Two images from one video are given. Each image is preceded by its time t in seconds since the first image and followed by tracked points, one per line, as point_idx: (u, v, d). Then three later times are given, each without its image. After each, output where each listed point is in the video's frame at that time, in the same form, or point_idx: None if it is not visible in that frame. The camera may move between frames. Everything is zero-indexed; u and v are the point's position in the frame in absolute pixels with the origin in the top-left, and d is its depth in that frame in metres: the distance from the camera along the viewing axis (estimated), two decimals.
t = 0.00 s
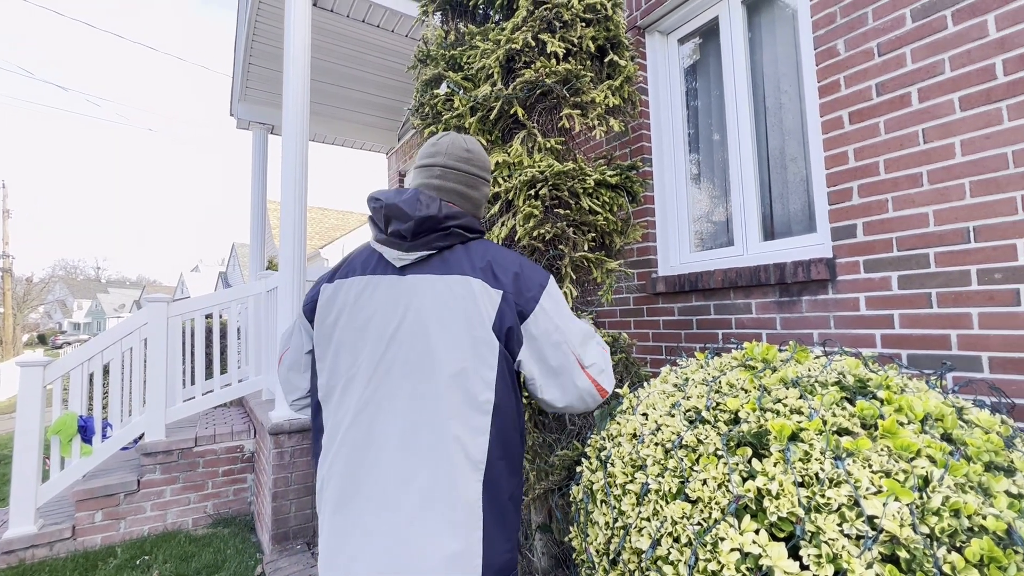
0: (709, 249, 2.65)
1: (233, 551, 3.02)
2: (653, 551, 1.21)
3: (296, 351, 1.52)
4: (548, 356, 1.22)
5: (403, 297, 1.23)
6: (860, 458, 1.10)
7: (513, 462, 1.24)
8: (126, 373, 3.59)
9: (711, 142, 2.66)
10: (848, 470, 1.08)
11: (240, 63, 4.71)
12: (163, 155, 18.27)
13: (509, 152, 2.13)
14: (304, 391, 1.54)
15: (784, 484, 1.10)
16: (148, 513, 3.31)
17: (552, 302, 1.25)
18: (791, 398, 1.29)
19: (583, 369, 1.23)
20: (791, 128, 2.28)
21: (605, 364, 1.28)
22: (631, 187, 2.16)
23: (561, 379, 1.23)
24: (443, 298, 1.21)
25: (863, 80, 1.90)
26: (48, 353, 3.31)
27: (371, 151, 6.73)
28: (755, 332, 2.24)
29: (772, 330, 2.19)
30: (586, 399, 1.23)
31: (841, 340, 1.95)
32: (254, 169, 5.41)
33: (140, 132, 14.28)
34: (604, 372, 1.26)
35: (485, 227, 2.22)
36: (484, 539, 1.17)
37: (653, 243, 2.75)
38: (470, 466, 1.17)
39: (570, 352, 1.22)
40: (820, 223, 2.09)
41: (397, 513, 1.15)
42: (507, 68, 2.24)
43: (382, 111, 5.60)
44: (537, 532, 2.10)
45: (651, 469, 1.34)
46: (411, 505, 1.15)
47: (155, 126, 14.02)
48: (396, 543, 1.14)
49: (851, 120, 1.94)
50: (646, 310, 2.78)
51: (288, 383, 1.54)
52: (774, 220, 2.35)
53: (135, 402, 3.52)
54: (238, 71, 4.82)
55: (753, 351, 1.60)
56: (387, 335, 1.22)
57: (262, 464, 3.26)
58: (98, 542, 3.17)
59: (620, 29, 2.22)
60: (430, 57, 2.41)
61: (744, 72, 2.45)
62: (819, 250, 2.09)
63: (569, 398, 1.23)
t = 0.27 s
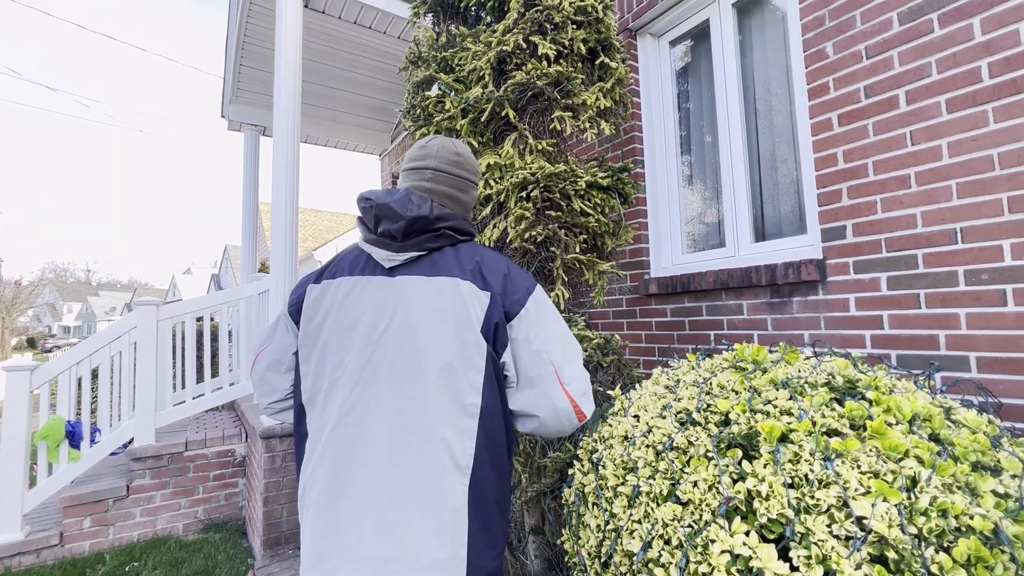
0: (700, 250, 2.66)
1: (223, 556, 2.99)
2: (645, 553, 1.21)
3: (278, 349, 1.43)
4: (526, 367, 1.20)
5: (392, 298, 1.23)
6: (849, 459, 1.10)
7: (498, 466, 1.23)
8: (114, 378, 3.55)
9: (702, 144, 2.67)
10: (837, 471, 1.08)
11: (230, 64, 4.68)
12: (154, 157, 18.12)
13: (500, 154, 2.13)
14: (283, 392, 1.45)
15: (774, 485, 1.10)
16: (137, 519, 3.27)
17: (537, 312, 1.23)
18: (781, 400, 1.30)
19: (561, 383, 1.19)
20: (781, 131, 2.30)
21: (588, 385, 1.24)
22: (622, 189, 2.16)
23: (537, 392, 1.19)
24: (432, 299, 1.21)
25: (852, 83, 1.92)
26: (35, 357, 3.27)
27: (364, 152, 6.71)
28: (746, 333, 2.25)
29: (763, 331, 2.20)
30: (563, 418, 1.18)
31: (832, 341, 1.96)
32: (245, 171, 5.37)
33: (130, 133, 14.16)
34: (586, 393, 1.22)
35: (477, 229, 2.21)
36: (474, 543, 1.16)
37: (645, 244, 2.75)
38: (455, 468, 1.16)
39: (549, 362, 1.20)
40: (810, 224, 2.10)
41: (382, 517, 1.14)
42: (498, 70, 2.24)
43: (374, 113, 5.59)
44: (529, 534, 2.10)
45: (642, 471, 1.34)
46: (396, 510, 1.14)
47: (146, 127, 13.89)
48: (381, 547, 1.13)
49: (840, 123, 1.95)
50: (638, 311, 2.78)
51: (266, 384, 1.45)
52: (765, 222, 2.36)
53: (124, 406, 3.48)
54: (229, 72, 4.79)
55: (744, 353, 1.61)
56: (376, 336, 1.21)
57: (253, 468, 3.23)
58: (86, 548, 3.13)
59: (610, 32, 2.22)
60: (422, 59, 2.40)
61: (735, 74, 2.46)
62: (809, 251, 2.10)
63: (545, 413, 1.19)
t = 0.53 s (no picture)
0: (693, 251, 2.66)
1: (214, 562, 2.96)
2: (637, 556, 1.20)
3: (248, 355, 1.38)
4: (484, 366, 1.16)
5: (358, 302, 1.20)
6: (840, 459, 1.10)
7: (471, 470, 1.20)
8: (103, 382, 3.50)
9: (695, 145, 2.67)
10: (829, 472, 1.08)
11: (221, 65, 4.64)
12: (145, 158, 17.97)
13: (492, 154, 2.12)
14: (255, 399, 1.40)
15: (766, 486, 1.10)
16: (126, 525, 3.23)
17: (500, 314, 1.19)
18: (773, 400, 1.30)
19: (519, 387, 1.15)
20: (773, 132, 2.30)
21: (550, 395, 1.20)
22: (615, 190, 2.16)
23: (493, 395, 1.15)
24: (396, 301, 1.17)
25: (842, 84, 1.92)
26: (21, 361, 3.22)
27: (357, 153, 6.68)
28: (738, 334, 2.25)
29: (756, 332, 2.20)
30: (520, 426, 1.14)
31: (823, 341, 1.96)
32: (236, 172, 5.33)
33: (121, 134, 14.02)
34: (548, 403, 1.18)
35: (470, 230, 2.20)
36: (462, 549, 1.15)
37: (638, 245, 2.75)
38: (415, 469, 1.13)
39: (510, 366, 1.16)
40: (801, 225, 2.11)
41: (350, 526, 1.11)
42: (490, 70, 2.23)
43: (367, 114, 5.56)
44: (523, 537, 2.09)
45: (634, 473, 1.33)
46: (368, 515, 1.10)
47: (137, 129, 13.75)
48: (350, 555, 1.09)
49: (830, 123, 1.96)
50: (632, 312, 2.78)
51: (234, 391, 1.39)
52: (757, 222, 2.36)
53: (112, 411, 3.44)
54: (220, 73, 4.75)
55: (736, 354, 1.61)
56: (341, 341, 1.18)
57: (245, 472, 3.20)
58: (74, 555, 3.08)
59: (602, 33, 2.22)
60: (413, 59, 2.39)
61: (727, 75, 2.47)
62: (801, 252, 2.11)
63: (500, 417, 1.15)
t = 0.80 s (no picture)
0: (687, 252, 2.66)
1: (205, 566, 2.93)
2: (630, 558, 1.19)
3: (198, 359, 1.38)
4: (416, 378, 1.11)
5: (292, 312, 1.16)
6: (833, 460, 1.10)
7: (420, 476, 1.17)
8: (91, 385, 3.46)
9: (688, 145, 2.67)
10: (821, 472, 1.08)
11: (212, 64, 4.60)
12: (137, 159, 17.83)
13: (485, 155, 2.11)
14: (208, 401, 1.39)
15: (759, 487, 1.09)
16: (115, 529, 3.19)
17: (433, 324, 1.13)
18: (766, 401, 1.29)
19: (452, 399, 1.11)
20: (766, 133, 2.31)
21: (489, 405, 1.15)
22: (608, 190, 2.16)
23: (427, 408, 1.11)
24: (326, 313, 1.12)
25: (834, 84, 1.93)
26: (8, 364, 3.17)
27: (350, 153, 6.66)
28: (732, 334, 2.25)
29: (749, 332, 2.20)
30: (453, 438, 1.10)
31: (816, 341, 1.96)
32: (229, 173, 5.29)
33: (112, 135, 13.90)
34: (485, 416, 1.13)
35: (462, 230, 2.19)
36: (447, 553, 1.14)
37: (632, 245, 2.75)
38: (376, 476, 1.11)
39: (441, 377, 1.11)
40: (794, 225, 2.11)
41: (289, 536, 1.08)
42: (482, 70, 2.22)
43: (360, 114, 5.54)
44: (517, 539, 2.08)
45: (627, 475, 1.32)
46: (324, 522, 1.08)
47: (128, 129, 13.63)
48: (287, 566, 1.07)
49: (822, 124, 1.96)
50: (626, 313, 2.77)
51: (186, 393, 1.39)
52: (750, 223, 2.37)
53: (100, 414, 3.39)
54: (212, 73, 4.72)
55: (729, 354, 1.61)
56: (278, 352, 1.15)
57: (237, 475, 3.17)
58: (61, 561, 3.03)
59: (595, 33, 2.21)
60: (405, 59, 2.37)
61: (719, 76, 2.47)
62: (793, 252, 2.11)
63: (434, 430, 1.11)
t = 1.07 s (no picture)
0: (681, 252, 2.67)
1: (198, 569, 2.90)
2: (623, 559, 1.18)
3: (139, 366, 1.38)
4: (342, 392, 1.09)
5: (221, 326, 1.15)
6: (826, 459, 1.10)
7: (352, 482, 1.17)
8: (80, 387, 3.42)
9: (683, 146, 2.67)
10: (814, 472, 1.07)
11: (205, 64, 4.57)
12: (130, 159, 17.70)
13: (478, 154, 2.11)
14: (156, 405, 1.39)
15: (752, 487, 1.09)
16: (105, 533, 3.15)
17: (362, 340, 1.10)
18: (759, 400, 1.29)
19: (377, 412, 1.09)
20: (759, 134, 2.31)
21: (417, 415, 1.14)
22: (602, 190, 2.16)
23: (352, 422, 1.09)
24: (251, 326, 1.11)
25: (827, 85, 1.93)
26: None
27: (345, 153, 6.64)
28: (726, 334, 2.25)
29: (743, 332, 2.20)
30: (380, 450, 1.09)
31: (809, 341, 1.97)
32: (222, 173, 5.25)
33: (105, 134, 13.78)
34: (414, 427, 1.12)
35: (456, 230, 2.18)
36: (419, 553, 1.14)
37: (626, 246, 2.75)
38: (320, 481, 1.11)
39: (365, 391, 1.09)
40: (788, 225, 2.11)
41: (224, 543, 1.10)
42: (476, 70, 2.22)
43: (354, 114, 5.52)
44: (511, 540, 2.07)
45: (620, 475, 1.32)
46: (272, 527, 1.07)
47: (121, 129, 13.53)
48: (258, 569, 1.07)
49: (816, 124, 1.97)
50: (620, 313, 2.77)
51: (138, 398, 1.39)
52: (744, 223, 2.37)
53: (90, 417, 3.35)
54: (204, 72, 4.68)
55: (722, 354, 1.61)
56: (209, 368, 1.14)
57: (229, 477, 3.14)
58: (50, 565, 2.99)
59: (589, 32, 2.21)
60: (399, 58, 2.36)
61: (713, 77, 2.47)
62: (787, 252, 2.11)
63: (360, 445, 1.09)
